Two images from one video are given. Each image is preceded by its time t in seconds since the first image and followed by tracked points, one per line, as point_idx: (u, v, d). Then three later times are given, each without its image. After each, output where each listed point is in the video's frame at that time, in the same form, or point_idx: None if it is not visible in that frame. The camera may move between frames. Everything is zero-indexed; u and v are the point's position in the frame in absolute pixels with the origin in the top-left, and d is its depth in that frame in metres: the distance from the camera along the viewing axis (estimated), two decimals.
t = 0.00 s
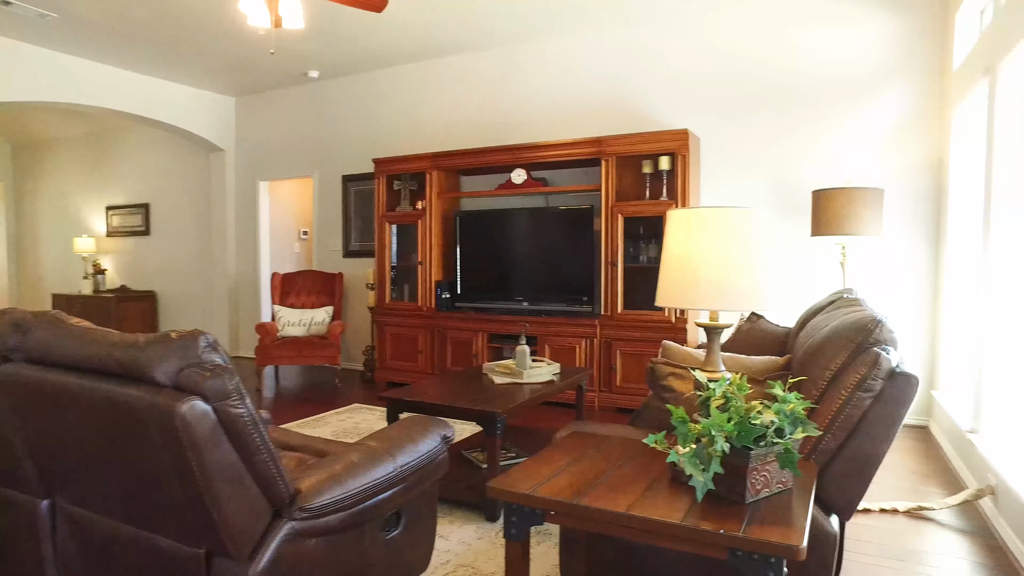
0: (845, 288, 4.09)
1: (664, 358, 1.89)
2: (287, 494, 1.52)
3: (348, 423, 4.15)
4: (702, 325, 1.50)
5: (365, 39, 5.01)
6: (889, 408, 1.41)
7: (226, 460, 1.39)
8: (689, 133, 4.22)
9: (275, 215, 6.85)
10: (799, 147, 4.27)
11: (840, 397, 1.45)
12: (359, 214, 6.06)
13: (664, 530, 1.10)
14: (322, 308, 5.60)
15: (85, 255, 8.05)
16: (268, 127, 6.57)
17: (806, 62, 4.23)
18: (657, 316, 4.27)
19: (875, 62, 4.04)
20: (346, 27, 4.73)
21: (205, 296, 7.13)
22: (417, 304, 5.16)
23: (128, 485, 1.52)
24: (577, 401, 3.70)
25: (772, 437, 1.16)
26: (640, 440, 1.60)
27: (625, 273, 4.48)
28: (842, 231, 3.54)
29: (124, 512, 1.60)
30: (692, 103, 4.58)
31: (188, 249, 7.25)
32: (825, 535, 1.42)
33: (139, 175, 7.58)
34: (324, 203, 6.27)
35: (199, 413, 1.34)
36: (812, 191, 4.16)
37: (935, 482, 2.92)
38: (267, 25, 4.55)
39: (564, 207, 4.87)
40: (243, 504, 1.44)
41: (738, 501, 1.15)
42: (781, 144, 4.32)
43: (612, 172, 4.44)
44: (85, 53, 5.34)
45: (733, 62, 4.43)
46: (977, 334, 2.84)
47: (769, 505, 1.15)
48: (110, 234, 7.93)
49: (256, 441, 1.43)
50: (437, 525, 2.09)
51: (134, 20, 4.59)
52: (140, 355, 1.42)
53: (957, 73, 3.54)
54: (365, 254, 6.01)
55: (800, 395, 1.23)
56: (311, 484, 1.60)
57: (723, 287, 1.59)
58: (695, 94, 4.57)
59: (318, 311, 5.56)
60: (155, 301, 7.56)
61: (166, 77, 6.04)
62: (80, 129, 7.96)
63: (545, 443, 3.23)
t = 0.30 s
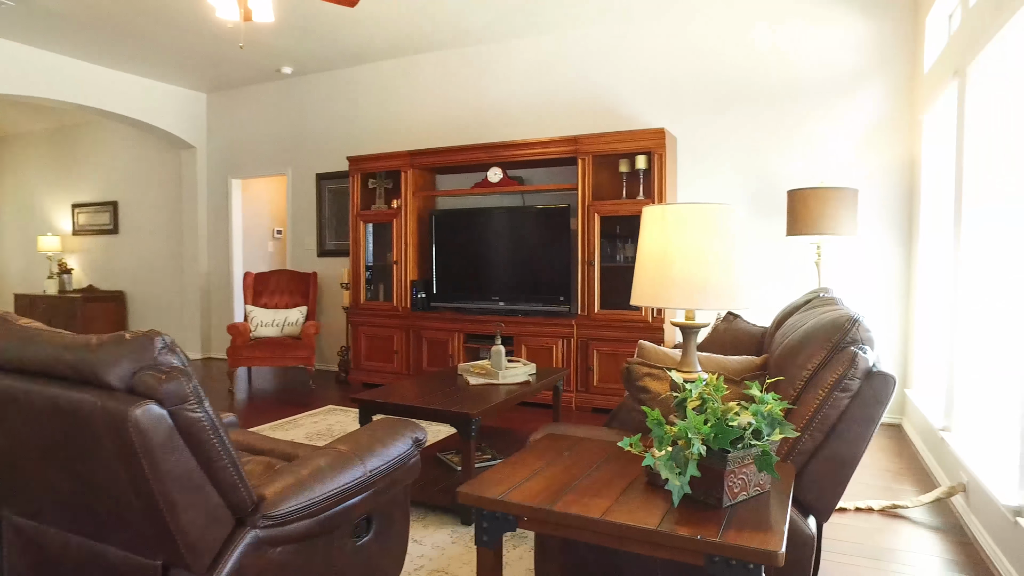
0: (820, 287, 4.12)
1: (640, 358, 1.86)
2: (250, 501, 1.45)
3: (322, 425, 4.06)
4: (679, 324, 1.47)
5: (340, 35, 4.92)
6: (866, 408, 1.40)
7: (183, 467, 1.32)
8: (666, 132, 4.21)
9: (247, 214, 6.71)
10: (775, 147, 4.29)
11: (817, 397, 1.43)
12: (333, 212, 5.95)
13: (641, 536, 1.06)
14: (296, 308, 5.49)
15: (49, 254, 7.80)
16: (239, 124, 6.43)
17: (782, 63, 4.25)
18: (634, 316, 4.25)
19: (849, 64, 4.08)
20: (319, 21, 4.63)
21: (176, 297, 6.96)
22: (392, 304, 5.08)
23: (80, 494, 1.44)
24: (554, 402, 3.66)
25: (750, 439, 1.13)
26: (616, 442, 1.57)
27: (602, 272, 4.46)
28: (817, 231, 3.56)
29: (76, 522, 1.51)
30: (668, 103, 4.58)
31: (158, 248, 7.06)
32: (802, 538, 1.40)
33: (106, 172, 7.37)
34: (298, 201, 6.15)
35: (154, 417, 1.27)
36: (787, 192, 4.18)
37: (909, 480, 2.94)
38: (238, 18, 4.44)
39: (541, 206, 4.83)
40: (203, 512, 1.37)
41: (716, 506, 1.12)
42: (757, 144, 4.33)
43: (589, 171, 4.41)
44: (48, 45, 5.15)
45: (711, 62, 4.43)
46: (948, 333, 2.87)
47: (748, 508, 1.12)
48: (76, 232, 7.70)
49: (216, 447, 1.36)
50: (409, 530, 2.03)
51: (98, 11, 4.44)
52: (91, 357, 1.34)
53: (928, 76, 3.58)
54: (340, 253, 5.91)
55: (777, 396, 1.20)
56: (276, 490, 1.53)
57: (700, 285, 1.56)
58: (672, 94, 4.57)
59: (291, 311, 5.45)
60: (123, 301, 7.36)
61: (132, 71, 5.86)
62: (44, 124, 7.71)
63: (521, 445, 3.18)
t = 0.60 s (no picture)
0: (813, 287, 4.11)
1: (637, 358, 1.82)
2: (235, 507, 1.40)
3: (311, 426, 4.00)
4: (679, 323, 1.43)
5: (330, 31, 4.86)
6: (868, 408, 1.37)
7: (164, 472, 1.27)
8: (659, 130, 4.18)
9: (235, 212, 6.62)
10: (769, 146, 4.27)
11: (818, 397, 1.40)
12: (323, 211, 5.88)
13: (643, 543, 1.02)
14: (285, 308, 5.42)
15: (33, 252, 7.67)
16: (228, 121, 6.35)
17: (775, 63, 4.23)
18: (627, 316, 4.22)
19: (842, 63, 4.07)
20: (309, 17, 4.57)
21: (163, 297, 6.87)
22: (382, 303, 5.03)
23: (56, 501, 1.38)
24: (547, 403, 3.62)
25: (753, 441, 1.10)
26: (613, 444, 1.53)
27: (595, 272, 4.43)
28: (812, 230, 3.55)
29: (51, 529, 1.45)
30: (662, 101, 4.55)
31: (145, 247, 6.96)
32: (805, 542, 1.37)
33: (92, 170, 7.25)
34: (287, 200, 6.07)
35: (133, 420, 1.22)
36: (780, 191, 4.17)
37: (904, 480, 2.93)
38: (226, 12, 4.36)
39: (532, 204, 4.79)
40: (185, 518, 1.31)
41: (718, 510, 1.09)
42: (751, 144, 4.32)
43: (582, 169, 4.38)
44: (31, 39, 5.05)
45: (704, 61, 4.41)
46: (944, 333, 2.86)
47: (751, 513, 1.09)
48: (60, 230, 7.57)
49: (199, 451, 1.31)
50: (401, 535, 1.99)
51: (83, 4, 4.35)
52: (67, 358, 1.29)
53: (921, 76, 3.58)
54: (329, 252, 5.84)
55: (779, 396, 1.17)
56: (262, 495, 1.48)
57: (699, 282, 1.52)
58: (664, 92, 4.54)
59: (280, 311, 5.37)
60: (109, 301, 7.25)
61: (117, 67, 5.76)
62: (28, 120, 7.57)
63: (513, 447, 3.14)
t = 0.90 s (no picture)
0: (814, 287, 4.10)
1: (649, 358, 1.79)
2: (241, 511, 1.36)
3: (309, 427, 3.95)
4: (696, 321, 1.40)
5: (329, 29, 4.82)
6: (887, 409, 1.35)
7: (168, 475, 1.23)
8: (661, 129, 4.16)
9: (231, 212, 6.56)
10: (770, 146, 4.25)
11: (837, 397, 1.38)
12: (320, 210, 5.83)
13: (666, 547, 0.99)
14: (282, 308, 5.36)
15: (26, 252, 7.59)
16: (224, 119, 6.29)
17: (777, 63, 4.22)
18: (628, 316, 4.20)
19: (844, 62, 4.06)
20: (308, 14, 4.52)
21: (159, 297, 6.80)
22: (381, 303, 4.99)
23: (54, 504, 1.34)
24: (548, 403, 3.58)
25: (776, 442, 1.07)
26: (626, 446, 1.49)
27: (595, 272, 4.40)
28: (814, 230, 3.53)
29: (49, 534, 1.41)
30: (663, 101, 4.53)
31: (140, 246, 6.90)
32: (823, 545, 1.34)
33: (86, 169, 7.18)
34: (283, 199, 6.02)
35: (135, 422, 1.18)
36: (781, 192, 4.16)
37: (909, 481, 2.91)
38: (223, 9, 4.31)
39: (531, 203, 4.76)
40: (189, 523, 1.27)
41: (741, 513, 1.06)
42: (752, 144, 4.30)
43: (583, 168, 4.34)
44: (26, 36, 4.99)
45: (705, 60, 4.39)
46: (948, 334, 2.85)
47: (775, 516, 1.06)
48: (54, 229, 7.50)
49: (203, 453, 1.27)
50: (406, 538, 1.95)
51: None
52: (67, 357, 1.25)
53: (924, 75, 3.56)
54: (327, 252, 5.79)
55: (801, 397, 1.14)
56: (268, 498, 1.44)
57: (720, 279, 1.49)
58: (665, 92, 4.52)
59: (277, 310, 5.32)
60: (104, 301, 7.18)
61: (112, 64, 5.70)
62: (21, 118, 7.49)
63: (516, 448, 3.10)
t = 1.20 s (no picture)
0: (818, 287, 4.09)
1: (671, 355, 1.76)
2: (260, 513, 1.32)
3: (310, 427, 3.90)
4: (728, 315, 1.37)
5: (328, 24, 4.76)
6: (921, 406, 1.32)
7: (186, 476, 1.19)
8: (666, 127, 4.13)
9: (227, 209, 6.49)
10: (774, 144, 4.24)
11: (869, 394, 1.36)
12: (318, 208, 5.77)
13: (711, 549, 0.96)
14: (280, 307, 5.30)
15: (16, 249, 7.47)
16: (220, 116, 6.21)
17: (780, 61, 4.20)
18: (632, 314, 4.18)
19: (848, 61, 4.05)
20: (308, 9, 4.46)
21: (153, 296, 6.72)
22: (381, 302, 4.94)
23: (64, 507, 1.29)
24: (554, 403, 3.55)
25: (819, 440, 1.04)
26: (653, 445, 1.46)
27: (599, 270, 4.36)
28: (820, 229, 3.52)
29: (58, 538, 1.36)
30: (666, 99, 4.50)
31: (134, 244, 6.81)
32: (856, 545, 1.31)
33: (78, 165, 7.08)
34: (281, 197, 5.96)
35: (153, 420, 1.13)
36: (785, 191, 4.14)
37: (918, 481, 2.90)
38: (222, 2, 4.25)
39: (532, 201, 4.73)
40: (207, 526, 1.23)
41: (785, 513, 1.03)
42: (756, 142, 4.28)
43: (586, 165, 4.31)
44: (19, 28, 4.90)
45: (708, 59, 4.37)
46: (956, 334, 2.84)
47: (819, 517, 1.03)
48: (45, 227, 7.38)
49: (222, 453, 1.22)
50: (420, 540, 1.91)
51: None
52: (80, 354, 1.20)
53: (929, 74, 3.56)
54: (325, 250, 5.73)
55: (839, 394, 1.11)
56: (286, 500, 1.39)
57: (758, 271, 1.46)
58: (668, 90, 4.49)
59: (274, 309, 5.26)
60: (96, 300, 7.08)
61: (107, 58, 5.61)
62: (12, 113, 7.37)
63: (522, 448, 3.06)
